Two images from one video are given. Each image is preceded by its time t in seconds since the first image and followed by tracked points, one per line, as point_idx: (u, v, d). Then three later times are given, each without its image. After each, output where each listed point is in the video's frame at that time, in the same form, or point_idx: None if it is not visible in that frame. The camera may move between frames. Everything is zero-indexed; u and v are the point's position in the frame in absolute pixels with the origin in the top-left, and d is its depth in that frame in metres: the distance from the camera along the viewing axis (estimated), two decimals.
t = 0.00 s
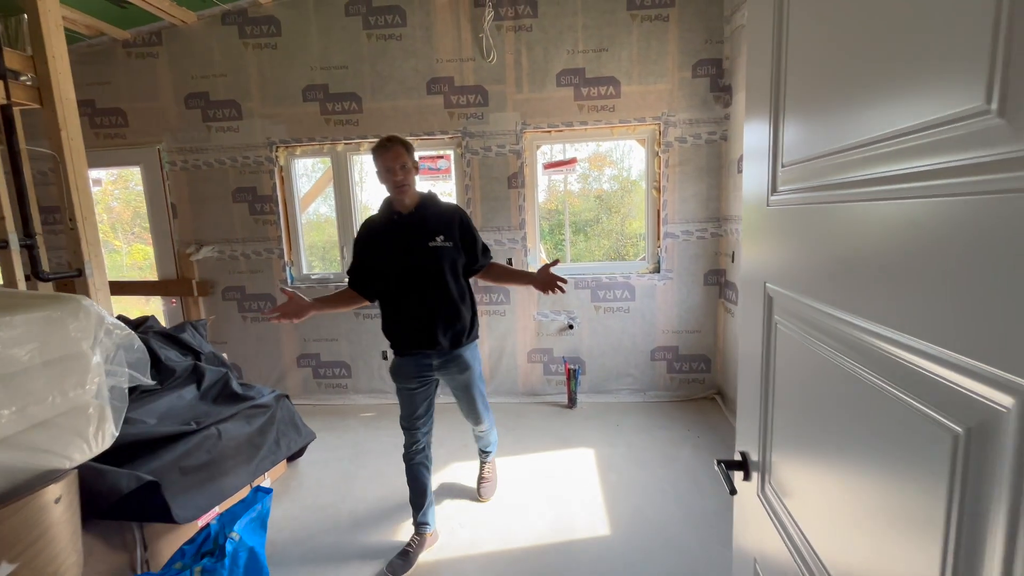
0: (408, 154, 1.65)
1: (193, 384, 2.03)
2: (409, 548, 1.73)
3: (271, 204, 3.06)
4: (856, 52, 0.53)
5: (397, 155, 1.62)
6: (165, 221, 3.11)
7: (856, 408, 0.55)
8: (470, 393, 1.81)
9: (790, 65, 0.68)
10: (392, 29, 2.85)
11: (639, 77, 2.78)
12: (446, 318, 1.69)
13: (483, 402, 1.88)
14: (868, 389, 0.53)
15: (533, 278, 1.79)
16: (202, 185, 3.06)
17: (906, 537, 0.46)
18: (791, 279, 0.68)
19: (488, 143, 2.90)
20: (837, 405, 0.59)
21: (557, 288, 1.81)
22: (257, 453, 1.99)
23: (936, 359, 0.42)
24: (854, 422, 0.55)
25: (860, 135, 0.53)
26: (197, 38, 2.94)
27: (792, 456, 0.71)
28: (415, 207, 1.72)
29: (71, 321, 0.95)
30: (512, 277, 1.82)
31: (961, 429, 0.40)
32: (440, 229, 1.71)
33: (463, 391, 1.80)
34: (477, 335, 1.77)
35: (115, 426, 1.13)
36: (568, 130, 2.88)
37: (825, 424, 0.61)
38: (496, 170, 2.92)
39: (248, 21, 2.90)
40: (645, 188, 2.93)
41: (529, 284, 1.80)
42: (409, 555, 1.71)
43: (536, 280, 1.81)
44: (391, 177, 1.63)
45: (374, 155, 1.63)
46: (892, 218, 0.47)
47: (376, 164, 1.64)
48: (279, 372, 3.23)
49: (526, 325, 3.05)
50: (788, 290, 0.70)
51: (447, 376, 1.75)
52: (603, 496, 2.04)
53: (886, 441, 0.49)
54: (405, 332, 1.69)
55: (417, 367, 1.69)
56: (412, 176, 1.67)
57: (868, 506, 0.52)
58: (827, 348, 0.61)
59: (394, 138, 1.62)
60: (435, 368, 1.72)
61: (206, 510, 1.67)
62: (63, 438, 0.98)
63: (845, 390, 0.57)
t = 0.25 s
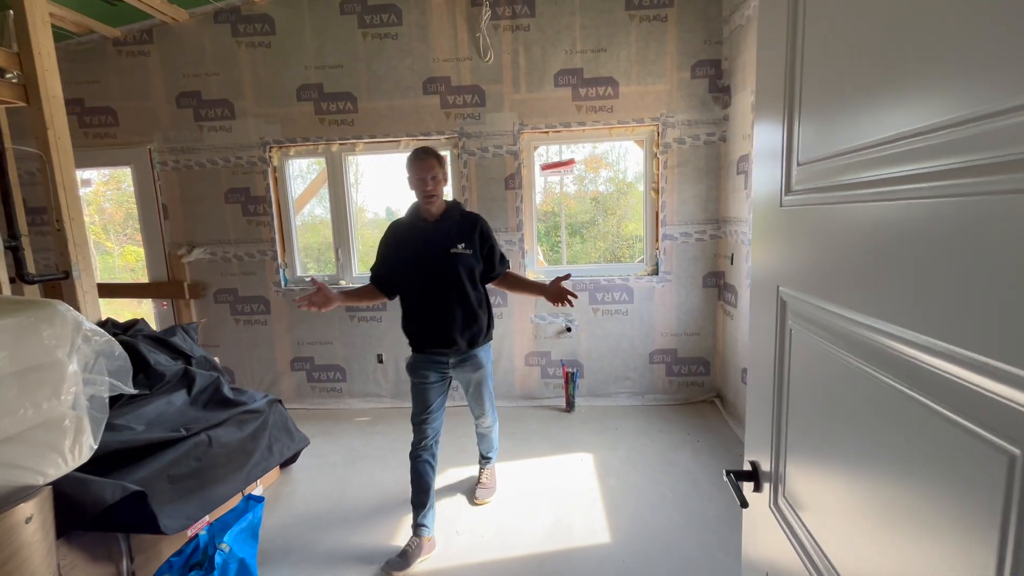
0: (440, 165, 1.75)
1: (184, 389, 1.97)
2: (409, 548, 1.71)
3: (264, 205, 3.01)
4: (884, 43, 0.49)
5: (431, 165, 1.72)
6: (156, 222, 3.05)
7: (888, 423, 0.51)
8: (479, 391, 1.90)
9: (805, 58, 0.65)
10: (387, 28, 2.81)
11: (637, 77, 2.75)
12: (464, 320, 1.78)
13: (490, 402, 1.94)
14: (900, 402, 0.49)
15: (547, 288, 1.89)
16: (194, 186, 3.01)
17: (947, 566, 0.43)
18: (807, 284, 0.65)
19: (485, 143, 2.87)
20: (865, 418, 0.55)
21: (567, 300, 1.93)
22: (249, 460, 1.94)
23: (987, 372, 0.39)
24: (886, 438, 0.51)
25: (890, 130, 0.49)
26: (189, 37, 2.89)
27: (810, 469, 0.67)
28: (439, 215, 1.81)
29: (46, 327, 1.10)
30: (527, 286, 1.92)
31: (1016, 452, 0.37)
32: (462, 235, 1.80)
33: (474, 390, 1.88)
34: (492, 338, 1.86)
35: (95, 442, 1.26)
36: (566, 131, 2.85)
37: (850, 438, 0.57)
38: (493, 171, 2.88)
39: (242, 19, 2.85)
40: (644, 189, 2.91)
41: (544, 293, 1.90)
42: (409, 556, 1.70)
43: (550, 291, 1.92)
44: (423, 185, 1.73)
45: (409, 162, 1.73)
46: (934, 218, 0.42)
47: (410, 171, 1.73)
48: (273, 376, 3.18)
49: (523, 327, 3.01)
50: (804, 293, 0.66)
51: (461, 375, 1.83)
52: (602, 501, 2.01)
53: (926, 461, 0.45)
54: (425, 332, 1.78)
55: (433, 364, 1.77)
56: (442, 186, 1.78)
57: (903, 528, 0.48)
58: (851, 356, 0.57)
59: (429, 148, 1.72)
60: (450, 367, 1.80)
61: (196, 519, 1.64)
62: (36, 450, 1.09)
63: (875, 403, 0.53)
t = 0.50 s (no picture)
0: (466, 169, 1.99)
1: (173, 395, 1.92)
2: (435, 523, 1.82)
3: (257, 207, 2.96)
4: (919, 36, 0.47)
5: (458, 168, 1.97)
6: (146, 224, 2.99)
7: (925, 439, 0.48)
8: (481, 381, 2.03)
9: (826, 54, 0.62)
10: (382, 28, 2.78)
11: (635, 80, 2.74)
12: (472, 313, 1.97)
13: (491, 397, 2.05)
14: (941, 418, 0.46)
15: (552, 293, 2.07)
16: (185, 187, 2.96)
17: None
18: (829, 291, 0.62)
19: (481, 145, 2.84)
20: (896, 432, 0.51)
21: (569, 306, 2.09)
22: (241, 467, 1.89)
23: None
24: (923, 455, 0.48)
25: (930, 128, 0.46)
26: (180, 35, 2.84)
27: (831, 482, 0.64)
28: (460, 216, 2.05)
29: (25, 334, 1.22)
30: (532, 288, 2.10)
31: None
32: (478, 237, 2.02)
33: (477, 382, 2.02)
34: (497, 336, 2.02)
35: (79, 454, 1.33)
36: (563, 133, 2.83)
37: (878, 451, 0.54)
38: (489, 173, 2.86)
39: (234, 18, 2.81)
40: (641, 192, 2.90)
41: (548, 297, 2.08)
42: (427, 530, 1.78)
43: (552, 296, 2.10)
44: (447, 185, 1.98)
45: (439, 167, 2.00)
46: (990, 221, 0.39)
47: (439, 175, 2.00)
48: (265, 381, 3.12)
49: (520, 331, 2.98)
50: (826, 297, 0.63)
51: (466, 367, 2.00)
52: (602, 507, 1.98)
53: (974, 480, 0.42)
54: (437, 322, 1.97)
55: (442, 353, 1.95)
56: (464, 187, 2.02)
57: (944, 550, 0.45)
58: (882, 364, 0.54)
59: (459, 156, 1.99)
60: (457, 357, 1.98)
61: (184, 530, 1.59)
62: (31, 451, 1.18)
63: (909, 417, 0.50)
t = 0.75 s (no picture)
0: (472, 175, 2.03)
1: (159, 406, 1.85)
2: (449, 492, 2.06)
3: (247, 211, 2.90)
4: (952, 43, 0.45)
5: (465, 174, 2.00)
6: (131, 228, 2.91)
7: (972, 464, 0.44)
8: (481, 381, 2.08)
9: (856, 55, 0.59)
10: (377, 31, 2.75)
11: (630, 86, 2.75)
12: (472, 314, 2.02)
13: (489, 398, 2.07)
14: (993, 443, 0.43)
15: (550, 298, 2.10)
16: (172, 191, 2.89)
17: None
18: (858, 304, 0.58)
19: (477, 149, 2.82)
20: (946, 458, 0.47)
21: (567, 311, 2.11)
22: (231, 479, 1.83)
23: None
24: (981, 485, 0.43)
25: (976, 135, 0.43)
26: (168, 36, 2.78)
27: (862, 507, 0.59)
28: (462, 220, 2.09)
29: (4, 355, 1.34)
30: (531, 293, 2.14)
31: None
32: (479, 240, 2.06)
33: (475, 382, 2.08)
34: (496, 337, 2.08)
35: (66, 480, 1.35)
36: (559, 138, 2.82)
37: (922, 478, 0.50)
38: (485, 178, 2.83)
39: (224, 19, 2.76)
40: (636, 198, 2.90)
41: (547, 302, 2.11)
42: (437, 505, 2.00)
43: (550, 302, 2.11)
44: (453, 189, 2.02)
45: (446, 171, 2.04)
46: None
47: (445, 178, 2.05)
48: (254, 389, 3.05)
49: (515, 337, 2.95)
50: (857, 310, 0.59)
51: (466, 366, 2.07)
52: (602, 517, 1.96)
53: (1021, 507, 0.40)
54: (437, 321, 2.03)
55: (442, 352, 2.03)
56: (469, 193, 2.06)
57: None
58: (928, 384, 0.49)
59: (465, 161, 2.03)
60: (456, 357, 2.04)
61: (171, 548, 1.54)
62: (10, 474, 1.21)
63: (963, 443, 0.45)
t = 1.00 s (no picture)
0: (457, 182, 2.06)
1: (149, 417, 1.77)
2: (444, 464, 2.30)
3: (239, 215, 2.84)
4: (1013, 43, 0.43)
5: (450, 182, 2.04)
6: (119, 232, 2.84)
7: None
8: (477, 383, 2.12)
9: (897, 52, 0.56)
10: (373, 33, 2.72)
11: (629, 91, 2.74)
12: (467, 317, 2.06)
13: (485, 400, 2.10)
14: None
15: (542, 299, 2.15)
16: (162, 194, 2.82)
17: None
18: (900, 314, 0.54)
19: (474, 154, 2.79)
20: (996, 480, 0.45)
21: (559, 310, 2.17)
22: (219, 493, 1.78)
23: None
24: None
25: None
26: (159, 36, 2.73)
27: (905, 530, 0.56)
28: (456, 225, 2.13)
29: None
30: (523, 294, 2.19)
31: None
32: (474, 245, 2.10)
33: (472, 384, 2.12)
34: (490, 339, 2.13)
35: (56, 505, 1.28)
36: (557, 143, 2.80)
37: (983, 505, 0.46)
38: (483, 183, 2.80)
39: (218, 20, 2.71)
40: (635, 203, 2.89)
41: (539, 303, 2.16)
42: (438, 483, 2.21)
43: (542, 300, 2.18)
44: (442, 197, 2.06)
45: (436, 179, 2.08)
46: None
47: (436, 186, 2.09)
48: (246, 397, 2.98)
49: (513, 343, 2.92)
50: (900, 321, 0.55)
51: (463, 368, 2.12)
52: (605, 528, 1.92)
53: None
54: (433, 324, 2.08)
55: (438, 354, 2.09)
56: (458, 199, 2.09)
57: None
58: (994, 402, 0.45)
59: (454, 169, 2.07)
60: (452, 359, 2.09)
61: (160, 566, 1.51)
62: None
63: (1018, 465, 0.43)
